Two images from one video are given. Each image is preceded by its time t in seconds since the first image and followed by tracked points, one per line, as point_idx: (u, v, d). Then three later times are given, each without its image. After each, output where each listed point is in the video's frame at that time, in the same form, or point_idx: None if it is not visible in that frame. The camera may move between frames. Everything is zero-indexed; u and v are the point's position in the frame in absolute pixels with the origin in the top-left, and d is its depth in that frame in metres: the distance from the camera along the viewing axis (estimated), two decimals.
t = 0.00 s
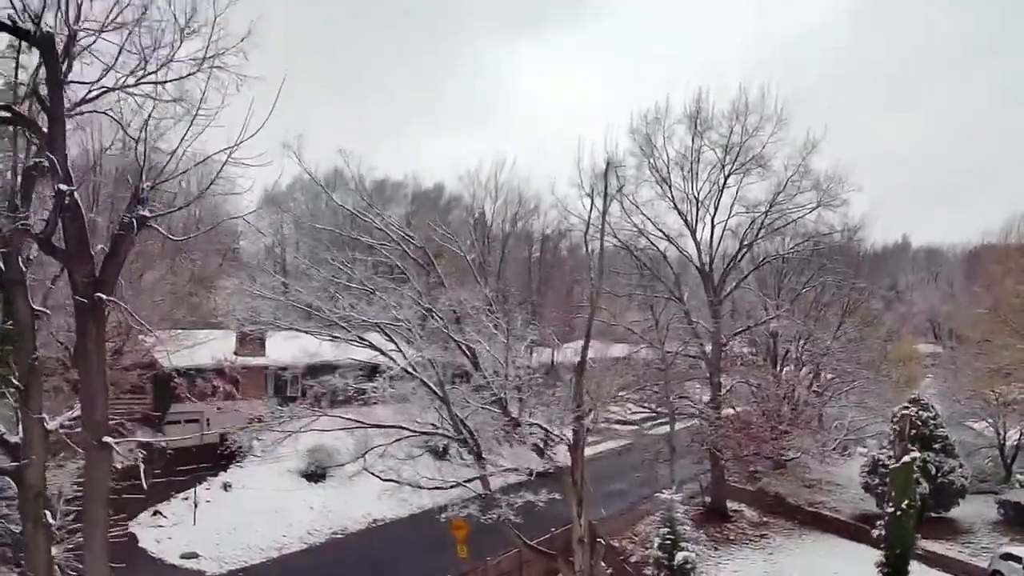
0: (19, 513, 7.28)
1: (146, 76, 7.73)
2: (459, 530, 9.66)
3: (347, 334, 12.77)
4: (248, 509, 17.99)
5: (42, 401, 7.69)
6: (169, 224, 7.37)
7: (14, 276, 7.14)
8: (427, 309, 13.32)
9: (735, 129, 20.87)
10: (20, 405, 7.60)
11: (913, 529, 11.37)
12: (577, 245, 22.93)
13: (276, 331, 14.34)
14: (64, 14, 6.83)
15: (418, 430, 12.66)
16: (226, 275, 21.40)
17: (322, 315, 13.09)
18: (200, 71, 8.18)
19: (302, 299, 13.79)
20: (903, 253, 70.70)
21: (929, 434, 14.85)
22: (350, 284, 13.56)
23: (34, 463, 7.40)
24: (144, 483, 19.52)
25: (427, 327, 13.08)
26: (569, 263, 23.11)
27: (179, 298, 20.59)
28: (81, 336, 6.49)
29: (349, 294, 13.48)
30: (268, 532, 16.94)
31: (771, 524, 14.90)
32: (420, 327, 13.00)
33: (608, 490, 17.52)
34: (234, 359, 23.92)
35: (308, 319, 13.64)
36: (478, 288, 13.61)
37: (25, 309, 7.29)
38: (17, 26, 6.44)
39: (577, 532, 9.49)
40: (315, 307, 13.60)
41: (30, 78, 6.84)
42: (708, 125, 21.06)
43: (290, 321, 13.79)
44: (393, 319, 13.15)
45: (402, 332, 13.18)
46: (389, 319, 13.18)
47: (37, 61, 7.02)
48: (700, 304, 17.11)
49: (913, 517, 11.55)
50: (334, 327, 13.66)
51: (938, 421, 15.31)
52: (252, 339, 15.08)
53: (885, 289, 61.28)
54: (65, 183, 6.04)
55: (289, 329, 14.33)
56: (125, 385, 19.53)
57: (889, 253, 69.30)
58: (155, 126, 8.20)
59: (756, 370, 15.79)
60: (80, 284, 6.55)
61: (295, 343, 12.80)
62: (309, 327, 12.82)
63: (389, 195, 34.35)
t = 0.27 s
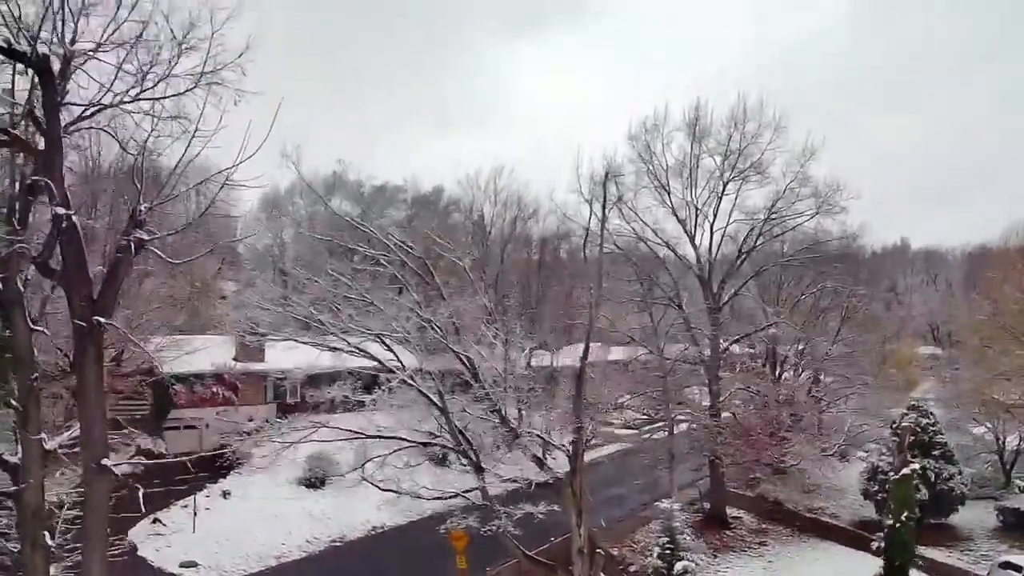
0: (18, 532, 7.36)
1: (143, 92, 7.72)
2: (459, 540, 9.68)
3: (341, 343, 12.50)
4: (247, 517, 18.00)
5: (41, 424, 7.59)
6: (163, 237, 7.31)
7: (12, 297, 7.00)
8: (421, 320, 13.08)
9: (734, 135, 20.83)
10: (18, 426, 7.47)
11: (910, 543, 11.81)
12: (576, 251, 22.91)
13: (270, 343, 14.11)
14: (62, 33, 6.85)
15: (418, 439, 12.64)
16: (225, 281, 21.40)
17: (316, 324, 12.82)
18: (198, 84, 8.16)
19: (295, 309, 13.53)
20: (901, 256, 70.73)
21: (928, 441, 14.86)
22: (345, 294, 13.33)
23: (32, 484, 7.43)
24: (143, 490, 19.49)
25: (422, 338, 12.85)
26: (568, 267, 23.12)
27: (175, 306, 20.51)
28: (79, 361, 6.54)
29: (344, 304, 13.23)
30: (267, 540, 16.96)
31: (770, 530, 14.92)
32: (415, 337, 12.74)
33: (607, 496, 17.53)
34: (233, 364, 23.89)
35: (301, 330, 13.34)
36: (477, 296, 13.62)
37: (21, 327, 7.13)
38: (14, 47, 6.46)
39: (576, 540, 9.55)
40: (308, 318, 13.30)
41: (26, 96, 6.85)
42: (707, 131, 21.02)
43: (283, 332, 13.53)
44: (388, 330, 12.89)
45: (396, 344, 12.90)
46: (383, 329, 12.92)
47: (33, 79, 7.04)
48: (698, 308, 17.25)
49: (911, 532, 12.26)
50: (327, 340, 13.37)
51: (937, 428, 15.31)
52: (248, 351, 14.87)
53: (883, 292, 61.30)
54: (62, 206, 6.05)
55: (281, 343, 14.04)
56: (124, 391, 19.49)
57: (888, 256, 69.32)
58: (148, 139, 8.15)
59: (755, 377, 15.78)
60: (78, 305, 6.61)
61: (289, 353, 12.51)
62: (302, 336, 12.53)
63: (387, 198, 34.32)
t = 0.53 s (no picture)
0: (16, 557, 7.40)
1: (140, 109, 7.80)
2: (458, 552, 9.70)
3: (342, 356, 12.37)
4: (245, 526, 17.99)
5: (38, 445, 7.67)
6: (163, 260, 7.40)
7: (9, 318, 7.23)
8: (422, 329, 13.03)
9: (733, 142, 20.82)
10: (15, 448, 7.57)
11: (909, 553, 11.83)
12: (575, 258, 22.88)
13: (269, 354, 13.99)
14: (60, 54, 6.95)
15: (417, 449, 12.63)
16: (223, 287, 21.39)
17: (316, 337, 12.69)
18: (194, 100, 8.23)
19: (293, 321, 13.37)
20: (900, 259, 70.79)
21: (927, 449, 14.86)
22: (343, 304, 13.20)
23: (30, 507, 7.46)
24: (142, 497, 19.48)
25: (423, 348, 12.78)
26: (568, 273, 23.13)
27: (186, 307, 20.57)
28: (79, 385, 6.54)
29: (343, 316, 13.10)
30: (266, 548, 16.98)
31: (769, 538, 14.93)
32: (416, 348, 12.66)
33: (606, 503, 17.53)
34: (232, 370, 23.87)
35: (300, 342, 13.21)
36: (476, 306, 13.60)
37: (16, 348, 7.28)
38: (12, 71, 6.57)
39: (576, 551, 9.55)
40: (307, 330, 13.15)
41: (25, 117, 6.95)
42: (706, 138, 20.99)
43: (281, 345, 13.38)
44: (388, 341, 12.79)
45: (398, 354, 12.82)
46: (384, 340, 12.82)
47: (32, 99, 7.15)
48: (698, 316, 17.23)
49: (909, 544, 12.31)
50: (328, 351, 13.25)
51: (936, 435, 15.30)
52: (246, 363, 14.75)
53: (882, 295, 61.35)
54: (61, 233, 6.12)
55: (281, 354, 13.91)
56: (124, 398, 19.48)
57: (887, 259, 69.36)
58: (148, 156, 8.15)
59: (755, 384, 15.78)
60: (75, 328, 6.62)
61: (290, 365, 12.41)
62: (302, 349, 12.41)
63: (386, 203, 34.30)
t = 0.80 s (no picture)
0: None
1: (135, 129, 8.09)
2: (457, 565, 9.70)
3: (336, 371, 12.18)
4: (244, 535, 17.98)
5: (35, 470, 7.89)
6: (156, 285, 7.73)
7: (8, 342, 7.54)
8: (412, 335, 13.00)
9: (732, 150, 20.79)
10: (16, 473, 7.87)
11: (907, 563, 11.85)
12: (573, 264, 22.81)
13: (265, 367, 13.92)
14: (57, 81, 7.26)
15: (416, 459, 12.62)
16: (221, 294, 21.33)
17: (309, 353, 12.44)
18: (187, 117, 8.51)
19: (289, 336, 13.19)
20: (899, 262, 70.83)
21: (926, 456, 14.85)
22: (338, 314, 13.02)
23: (28, 533, 7.67)
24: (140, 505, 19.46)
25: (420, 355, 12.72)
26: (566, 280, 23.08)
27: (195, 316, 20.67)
28: (78, 407, 6.90)
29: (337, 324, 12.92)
30: (265, 557, 16.97)
31: (768, 547, 14.92)
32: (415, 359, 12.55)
33: (605, 511, 17.51)
34: (230, 376, 23.84)
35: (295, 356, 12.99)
36: (475, 315, 13.55)
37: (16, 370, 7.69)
38: (10, 97, 6.87)
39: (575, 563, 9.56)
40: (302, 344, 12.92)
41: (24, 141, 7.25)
42: (704, 145, 20.98)
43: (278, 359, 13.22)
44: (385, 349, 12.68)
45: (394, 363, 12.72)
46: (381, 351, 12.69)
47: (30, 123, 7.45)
48: (697, 324, 17.16)
49: (908, 557, 12.34)
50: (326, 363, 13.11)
51: (936, 443, 15.26)
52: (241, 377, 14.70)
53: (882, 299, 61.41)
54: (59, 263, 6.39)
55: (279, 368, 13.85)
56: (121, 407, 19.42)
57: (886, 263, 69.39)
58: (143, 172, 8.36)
59: (754, 392, 15.76)
60: (72, 359, 6.92)
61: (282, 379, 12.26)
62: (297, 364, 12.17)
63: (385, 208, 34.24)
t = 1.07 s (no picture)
0: None
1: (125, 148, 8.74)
2: None
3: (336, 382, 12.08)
4: (243, 543, 18.00)
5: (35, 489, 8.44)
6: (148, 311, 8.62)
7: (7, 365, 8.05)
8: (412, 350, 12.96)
9: (731, 157, 20.79)
10: (16, 495, 8.42)
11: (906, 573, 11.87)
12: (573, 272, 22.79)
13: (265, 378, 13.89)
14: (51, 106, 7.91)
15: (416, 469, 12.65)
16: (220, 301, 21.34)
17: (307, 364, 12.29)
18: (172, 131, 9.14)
19: (287, 349, 13.10)
20: (899, 265, 70.89)
21: (925, 464, 14.84)
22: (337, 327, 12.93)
23: (29, 561, 8.24)
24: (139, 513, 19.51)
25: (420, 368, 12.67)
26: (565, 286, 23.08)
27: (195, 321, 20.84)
28: (77, 432, 7.87)
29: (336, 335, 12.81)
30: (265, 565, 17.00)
31: (767, 554, 14.95)
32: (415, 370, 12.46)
33: (605, 518, 17.53)
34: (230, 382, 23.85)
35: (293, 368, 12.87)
36: (474, 325, 13.52)
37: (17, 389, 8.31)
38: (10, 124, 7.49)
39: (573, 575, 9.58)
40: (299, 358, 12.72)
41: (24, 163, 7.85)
42: (704, 152, 20.99)
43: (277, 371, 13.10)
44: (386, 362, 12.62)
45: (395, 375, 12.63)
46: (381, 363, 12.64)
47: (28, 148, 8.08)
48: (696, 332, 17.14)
49: (907, 567, 12.38)
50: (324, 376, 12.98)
51: (935, 450, 15.25)
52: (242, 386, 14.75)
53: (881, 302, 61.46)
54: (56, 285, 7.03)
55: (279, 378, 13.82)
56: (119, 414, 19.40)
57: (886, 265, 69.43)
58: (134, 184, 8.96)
59: (754, 399, 15.78)
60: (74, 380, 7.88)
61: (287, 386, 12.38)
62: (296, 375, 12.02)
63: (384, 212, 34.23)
